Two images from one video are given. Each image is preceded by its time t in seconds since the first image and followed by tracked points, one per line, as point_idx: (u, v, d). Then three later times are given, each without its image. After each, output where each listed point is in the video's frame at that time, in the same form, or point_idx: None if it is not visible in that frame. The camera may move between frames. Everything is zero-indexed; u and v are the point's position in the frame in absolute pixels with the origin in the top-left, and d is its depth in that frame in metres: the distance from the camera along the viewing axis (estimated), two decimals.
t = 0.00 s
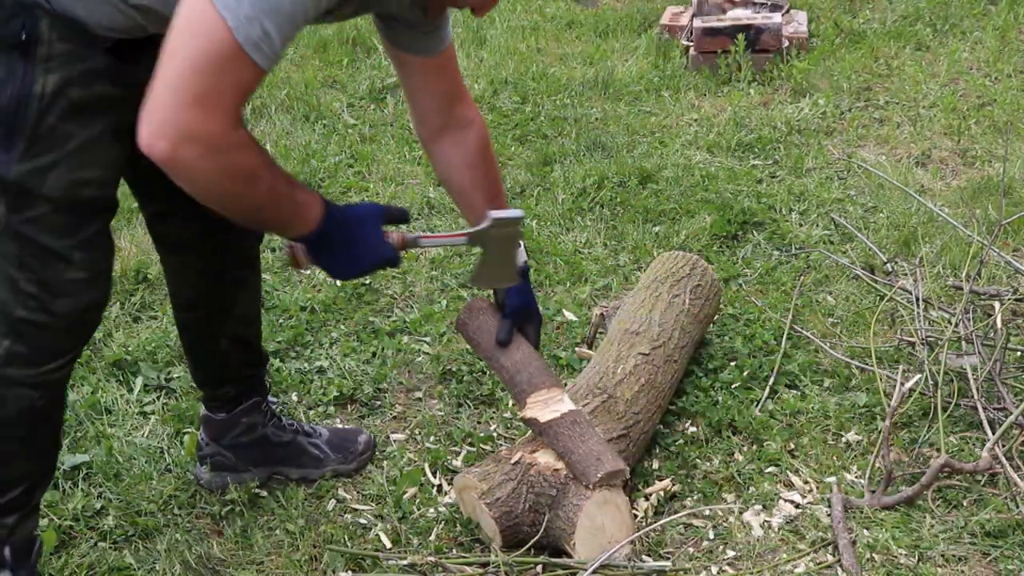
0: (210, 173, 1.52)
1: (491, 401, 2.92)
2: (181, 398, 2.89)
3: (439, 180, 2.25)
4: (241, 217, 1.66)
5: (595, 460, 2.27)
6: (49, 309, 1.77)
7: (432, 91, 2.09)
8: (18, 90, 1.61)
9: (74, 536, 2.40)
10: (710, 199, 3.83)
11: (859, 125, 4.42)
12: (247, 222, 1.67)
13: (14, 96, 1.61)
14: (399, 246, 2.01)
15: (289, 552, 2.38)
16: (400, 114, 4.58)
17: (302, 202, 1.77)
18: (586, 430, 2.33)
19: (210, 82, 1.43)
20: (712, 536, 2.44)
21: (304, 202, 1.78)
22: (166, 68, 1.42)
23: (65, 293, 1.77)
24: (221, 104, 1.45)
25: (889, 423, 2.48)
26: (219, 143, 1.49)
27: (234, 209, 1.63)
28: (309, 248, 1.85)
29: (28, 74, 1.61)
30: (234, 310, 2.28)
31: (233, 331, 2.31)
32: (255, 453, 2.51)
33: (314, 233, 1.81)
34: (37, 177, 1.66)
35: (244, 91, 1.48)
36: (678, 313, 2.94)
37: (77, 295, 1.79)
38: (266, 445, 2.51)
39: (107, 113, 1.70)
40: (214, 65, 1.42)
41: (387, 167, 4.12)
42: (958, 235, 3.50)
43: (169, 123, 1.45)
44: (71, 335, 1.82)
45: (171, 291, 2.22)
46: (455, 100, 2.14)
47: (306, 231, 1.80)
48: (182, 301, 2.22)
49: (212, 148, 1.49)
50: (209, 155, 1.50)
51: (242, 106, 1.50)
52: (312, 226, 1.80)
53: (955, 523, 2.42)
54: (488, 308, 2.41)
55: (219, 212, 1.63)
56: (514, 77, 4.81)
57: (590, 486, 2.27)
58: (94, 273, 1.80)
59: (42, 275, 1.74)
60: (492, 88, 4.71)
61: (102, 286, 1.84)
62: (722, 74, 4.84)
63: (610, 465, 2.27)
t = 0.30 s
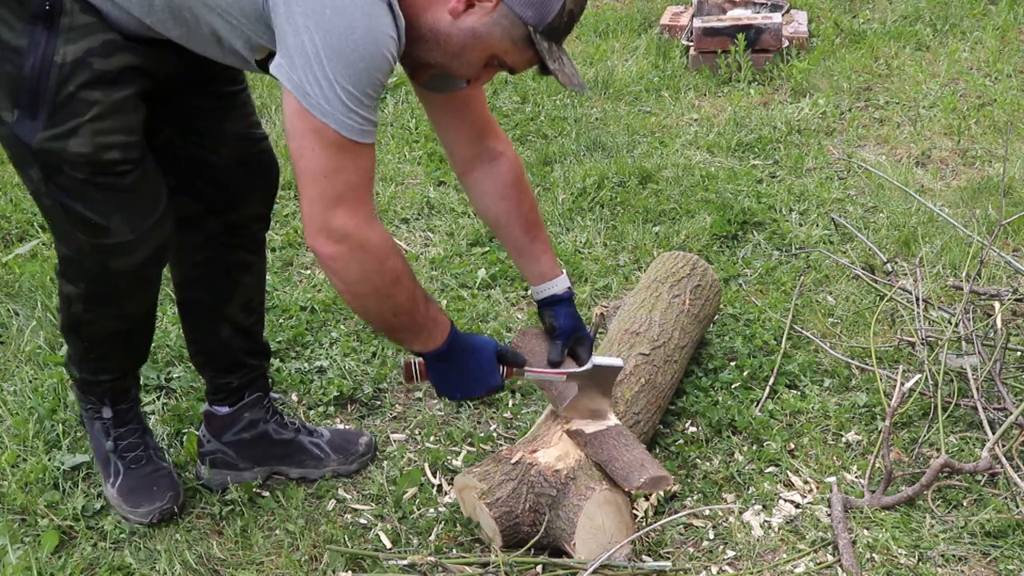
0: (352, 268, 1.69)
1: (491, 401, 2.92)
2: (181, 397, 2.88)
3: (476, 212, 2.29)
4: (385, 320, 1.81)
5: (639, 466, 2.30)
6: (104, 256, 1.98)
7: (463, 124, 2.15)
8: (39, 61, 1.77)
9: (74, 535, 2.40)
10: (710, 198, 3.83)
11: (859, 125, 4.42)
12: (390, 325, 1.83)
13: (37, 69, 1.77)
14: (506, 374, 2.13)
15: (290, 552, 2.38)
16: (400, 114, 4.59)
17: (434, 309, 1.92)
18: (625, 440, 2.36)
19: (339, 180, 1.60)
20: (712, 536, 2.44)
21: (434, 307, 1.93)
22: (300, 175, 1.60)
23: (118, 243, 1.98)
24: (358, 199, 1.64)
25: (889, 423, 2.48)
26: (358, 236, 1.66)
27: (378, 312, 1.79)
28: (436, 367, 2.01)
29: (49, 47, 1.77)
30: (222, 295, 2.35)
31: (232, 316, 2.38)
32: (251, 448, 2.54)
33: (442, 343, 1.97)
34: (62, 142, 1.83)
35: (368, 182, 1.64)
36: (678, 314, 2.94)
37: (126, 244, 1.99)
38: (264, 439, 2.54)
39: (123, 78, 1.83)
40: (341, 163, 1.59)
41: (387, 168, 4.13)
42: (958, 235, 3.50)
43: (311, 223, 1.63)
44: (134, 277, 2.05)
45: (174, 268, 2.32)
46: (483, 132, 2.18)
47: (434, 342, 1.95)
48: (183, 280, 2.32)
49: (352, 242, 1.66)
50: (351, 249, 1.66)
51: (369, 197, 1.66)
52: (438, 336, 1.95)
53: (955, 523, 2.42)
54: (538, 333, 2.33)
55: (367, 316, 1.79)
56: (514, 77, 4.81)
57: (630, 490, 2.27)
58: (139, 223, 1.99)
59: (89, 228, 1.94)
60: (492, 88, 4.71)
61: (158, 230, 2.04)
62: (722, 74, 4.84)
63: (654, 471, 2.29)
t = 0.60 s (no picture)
0: (374, 274, 1.68)
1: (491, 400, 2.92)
2: (181, 397, 2.88)
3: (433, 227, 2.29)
4: (412, 328, 1.80)
5: (645, 461, 2.32)
6: (82, 263, 2.07)
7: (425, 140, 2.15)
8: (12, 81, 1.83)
9: (74, 535, 2.40)
10: (710, 199, 3.83)
11: (859, 125, 4.43)
12: (417, 333, 1.81)
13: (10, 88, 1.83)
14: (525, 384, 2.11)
15: (289, 552, 2.38)
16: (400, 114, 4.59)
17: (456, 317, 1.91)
18: (628, 439, 2.37)
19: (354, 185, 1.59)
20: (712, 536, 2.44)
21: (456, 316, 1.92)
22: (313, 184, 1.59)
23: (94, 249, 2.06)
24: (375, 201, 1.63)
25: (889, 423, 2.48)
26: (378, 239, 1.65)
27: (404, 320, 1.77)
28: (459, 380, 1.99)
29: (18, 68, 1.82)
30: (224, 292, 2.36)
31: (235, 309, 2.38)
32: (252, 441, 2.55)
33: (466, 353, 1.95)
34: (31, 160, 1.90)
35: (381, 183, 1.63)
36: (678, 313, 2.94)
37: (99, 251, 2.07)
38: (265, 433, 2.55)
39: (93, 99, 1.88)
40: (353, 166, 1.58)
41: (387, 167, 4.13)
42: (958, 235, 3.51)
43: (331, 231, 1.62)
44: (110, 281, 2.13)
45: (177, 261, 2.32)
46: (449, 144, 2.18)
47: (458, 350, 1.93)
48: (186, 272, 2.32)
49: (372, 246, 1.65)
50: (373, 253, 1.65)
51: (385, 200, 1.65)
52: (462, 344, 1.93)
53: (955, 523, 2.42)
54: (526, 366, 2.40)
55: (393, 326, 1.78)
56: (514, 78, 4.82)
57: (638, 484, 2.30)
58: (113, 231, 2.07)
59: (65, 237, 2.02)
60: (492, 88, 4.71)
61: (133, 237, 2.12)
62: (722, 74, 4.84)
63: (660, 465, 2.33)
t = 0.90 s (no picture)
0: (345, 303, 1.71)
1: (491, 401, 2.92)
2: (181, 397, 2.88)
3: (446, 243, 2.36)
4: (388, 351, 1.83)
5: (638, 462, 2.30)
6: (137, 318, 2.08)
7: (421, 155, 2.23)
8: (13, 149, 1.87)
9: (74, 535, 2.40)
10: (710, 199, 3.83)
11: (859, 125, 4.43)
12: (395, 357, 1.85)
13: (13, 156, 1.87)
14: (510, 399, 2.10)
15: (289, 552, 2.38)
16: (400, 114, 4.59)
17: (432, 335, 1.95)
18: (627, 440, 2.36)
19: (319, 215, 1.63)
20: (712, 536, 2.44)
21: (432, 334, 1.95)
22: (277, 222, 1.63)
23: (141, 302, 2.05)
24: (338, 230, 1.66)
25: (889, 423, 2.48)
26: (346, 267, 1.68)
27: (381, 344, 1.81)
28: (442, 396, 2.03)
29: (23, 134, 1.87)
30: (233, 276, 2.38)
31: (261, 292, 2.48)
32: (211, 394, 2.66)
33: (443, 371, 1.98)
34: (54, 219, 1.92)
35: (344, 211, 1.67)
36: (679, 314, 2.94)
37: (153, 301, 2.07)
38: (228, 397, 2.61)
39: (91, 155, 1.91)
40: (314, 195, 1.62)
41: (387, 167, 4.13)
42: (958, 235, 3.51)
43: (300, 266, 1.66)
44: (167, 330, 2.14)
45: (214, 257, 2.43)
46: (451, 165, 2.25)
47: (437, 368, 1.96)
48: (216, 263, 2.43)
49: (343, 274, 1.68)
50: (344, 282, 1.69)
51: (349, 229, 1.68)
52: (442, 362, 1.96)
53: (955, 523, 2.42)
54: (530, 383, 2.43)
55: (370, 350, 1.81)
56: (514, 77, 4.81)
57: (629, 485, 2.28)
58: (158, 278, 2.07)
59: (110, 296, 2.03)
60: (492, 88, 4.71)
61: (182, 278, 2.12)
62: (722, 74, 4.84)
63: (654, 466, 2.30)
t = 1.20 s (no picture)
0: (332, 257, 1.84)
1: (491, 401, 2.92)
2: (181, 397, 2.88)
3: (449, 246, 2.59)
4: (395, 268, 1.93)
5: (630, 461, 2.25)
6: (155, 392, 2.19)
7: (418, 157, 2.48)
8: (62, 250, 2.17)
9: (74, 535, 2.40)
10: (710, 199, 3.83)
11: (859, 125, 4.43)
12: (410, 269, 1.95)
13: (63, 254, 2.17)
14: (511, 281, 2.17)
15: (289, 552, 2.38)
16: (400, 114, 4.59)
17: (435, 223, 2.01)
18: (623, 440, 2.32)
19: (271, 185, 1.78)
20: (712, 536, 2.44)
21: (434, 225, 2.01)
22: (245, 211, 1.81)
23: (162, 373, 2.17)
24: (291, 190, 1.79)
25: (889, 423, 2.48)
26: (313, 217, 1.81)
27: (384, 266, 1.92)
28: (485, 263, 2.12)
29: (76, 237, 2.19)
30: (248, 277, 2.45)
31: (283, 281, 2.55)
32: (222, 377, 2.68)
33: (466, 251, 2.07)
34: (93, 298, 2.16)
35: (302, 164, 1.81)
36: (679, 314, 2.95)
37: (173, 376, 2.18)
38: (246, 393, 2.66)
39: (136, 231, 2.23)
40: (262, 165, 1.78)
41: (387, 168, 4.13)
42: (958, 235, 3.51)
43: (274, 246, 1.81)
44: (188, 408, 2.24)
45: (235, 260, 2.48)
46: (443, 168, 2.49)
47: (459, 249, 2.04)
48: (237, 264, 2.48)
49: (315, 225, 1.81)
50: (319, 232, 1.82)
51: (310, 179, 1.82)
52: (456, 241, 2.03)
53: (955, 523, 2.42)
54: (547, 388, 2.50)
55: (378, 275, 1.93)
56: (514, 77, 4.82)
57: (619, 483, 2.23)
58: (182, 352, 2.19)
59: (133, 366, 2.17)
60: (492, 88, 4.71)
61: (210, 356, 2.22)
62: (722, 74, 4.84)
63: (645, 466, 2.25)
